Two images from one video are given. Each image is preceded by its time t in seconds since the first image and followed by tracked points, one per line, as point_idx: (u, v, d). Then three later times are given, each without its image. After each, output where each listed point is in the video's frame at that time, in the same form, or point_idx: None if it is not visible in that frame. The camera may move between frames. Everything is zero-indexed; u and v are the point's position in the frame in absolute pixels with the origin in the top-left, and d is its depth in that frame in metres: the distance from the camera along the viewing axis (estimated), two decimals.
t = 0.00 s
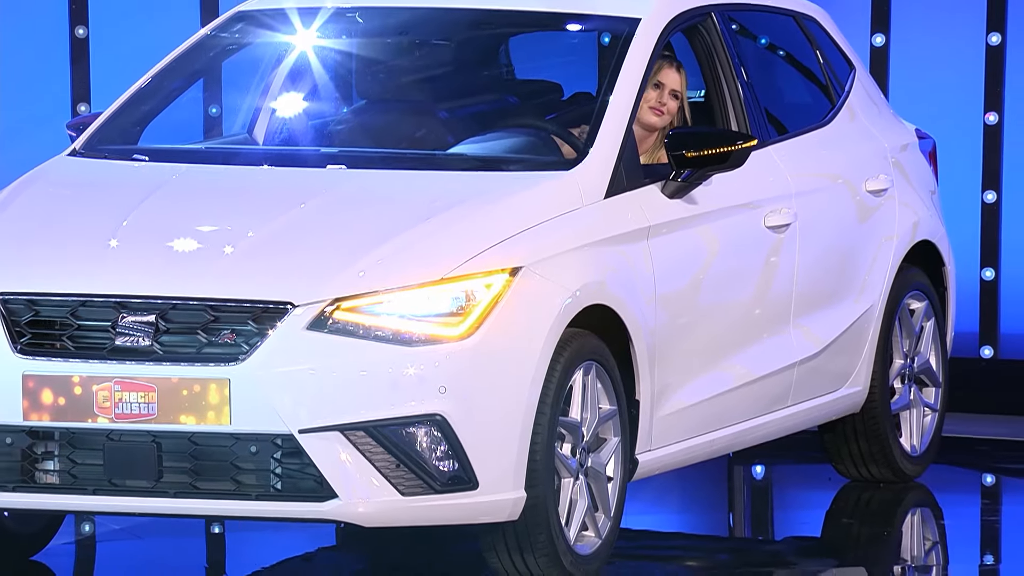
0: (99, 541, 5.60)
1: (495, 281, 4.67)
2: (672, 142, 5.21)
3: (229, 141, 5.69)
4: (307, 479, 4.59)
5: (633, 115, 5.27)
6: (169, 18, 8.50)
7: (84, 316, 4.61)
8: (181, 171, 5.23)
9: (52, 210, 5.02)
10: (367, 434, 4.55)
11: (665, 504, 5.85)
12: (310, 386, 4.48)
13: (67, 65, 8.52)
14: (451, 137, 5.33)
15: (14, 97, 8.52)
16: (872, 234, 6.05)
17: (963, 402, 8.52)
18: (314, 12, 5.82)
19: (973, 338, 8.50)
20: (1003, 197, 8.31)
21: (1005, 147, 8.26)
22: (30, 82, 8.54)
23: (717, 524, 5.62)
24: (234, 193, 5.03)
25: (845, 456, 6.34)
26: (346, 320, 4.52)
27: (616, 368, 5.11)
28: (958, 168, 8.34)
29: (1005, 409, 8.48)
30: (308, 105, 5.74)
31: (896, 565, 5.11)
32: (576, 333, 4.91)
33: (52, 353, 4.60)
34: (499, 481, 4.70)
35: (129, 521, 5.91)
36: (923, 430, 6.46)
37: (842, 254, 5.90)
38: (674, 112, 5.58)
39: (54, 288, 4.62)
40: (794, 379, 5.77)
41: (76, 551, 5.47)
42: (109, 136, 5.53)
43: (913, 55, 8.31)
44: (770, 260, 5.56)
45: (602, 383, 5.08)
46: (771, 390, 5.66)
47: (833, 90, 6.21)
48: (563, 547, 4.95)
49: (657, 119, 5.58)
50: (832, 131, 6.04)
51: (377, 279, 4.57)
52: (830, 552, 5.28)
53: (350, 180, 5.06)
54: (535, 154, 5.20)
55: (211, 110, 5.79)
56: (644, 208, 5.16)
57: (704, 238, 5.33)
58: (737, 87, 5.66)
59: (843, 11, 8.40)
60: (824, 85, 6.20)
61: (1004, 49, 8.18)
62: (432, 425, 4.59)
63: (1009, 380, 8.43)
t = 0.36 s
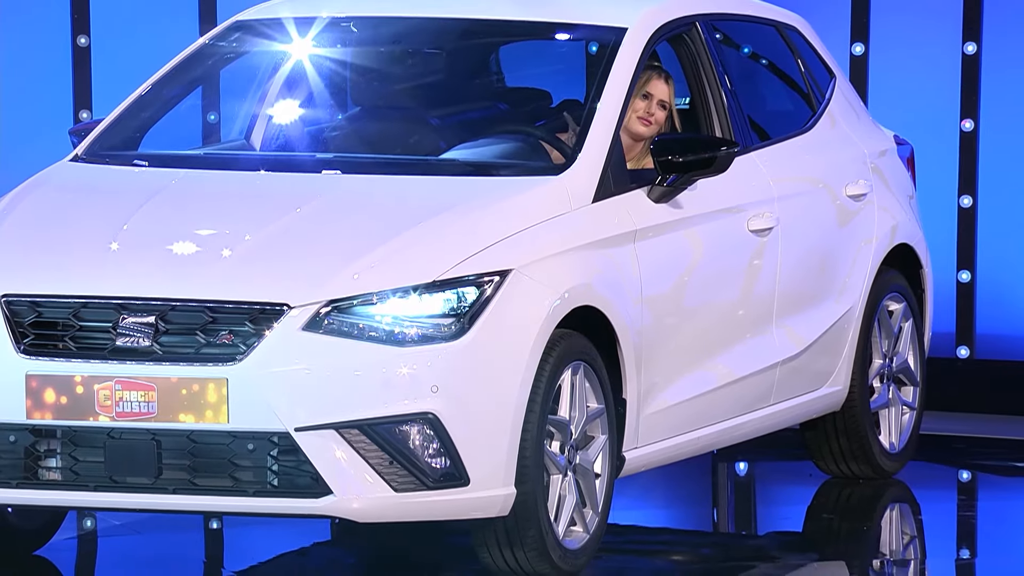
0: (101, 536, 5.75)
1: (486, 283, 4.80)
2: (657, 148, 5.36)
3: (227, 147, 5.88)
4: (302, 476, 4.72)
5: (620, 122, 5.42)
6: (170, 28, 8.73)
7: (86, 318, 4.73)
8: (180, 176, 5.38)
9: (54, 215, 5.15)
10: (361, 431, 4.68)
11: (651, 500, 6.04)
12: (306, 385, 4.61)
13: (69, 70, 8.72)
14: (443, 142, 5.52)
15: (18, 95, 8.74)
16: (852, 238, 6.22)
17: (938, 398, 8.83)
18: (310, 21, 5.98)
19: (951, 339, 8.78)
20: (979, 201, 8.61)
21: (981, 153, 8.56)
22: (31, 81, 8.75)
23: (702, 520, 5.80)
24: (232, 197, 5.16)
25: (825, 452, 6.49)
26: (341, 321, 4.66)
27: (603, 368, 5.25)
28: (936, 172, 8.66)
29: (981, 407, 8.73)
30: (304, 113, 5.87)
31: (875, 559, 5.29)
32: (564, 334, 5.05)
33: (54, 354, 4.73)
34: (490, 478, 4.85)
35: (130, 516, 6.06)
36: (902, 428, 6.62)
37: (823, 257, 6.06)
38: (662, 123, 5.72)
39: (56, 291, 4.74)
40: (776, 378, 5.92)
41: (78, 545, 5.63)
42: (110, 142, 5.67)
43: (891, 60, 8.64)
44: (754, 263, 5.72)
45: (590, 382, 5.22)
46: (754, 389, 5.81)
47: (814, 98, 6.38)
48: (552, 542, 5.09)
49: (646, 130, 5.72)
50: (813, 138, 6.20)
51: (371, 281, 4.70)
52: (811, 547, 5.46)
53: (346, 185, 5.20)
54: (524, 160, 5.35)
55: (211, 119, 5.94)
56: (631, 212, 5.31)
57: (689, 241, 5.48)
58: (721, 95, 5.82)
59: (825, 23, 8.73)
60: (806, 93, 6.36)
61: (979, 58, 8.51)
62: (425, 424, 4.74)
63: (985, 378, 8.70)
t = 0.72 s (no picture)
0: (108, 531, 5.92)
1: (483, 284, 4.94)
2: (649, 153, 5.51)
3: (231, 153, 6.00)
4: (304, 472, 4.83)
5: (612, 128, 5.58)
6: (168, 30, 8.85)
7: (94, 319, 4.86)
8: (186, 181, 5.52)
9: (63, 218, 5.28)
10: (361, 429, 4.80)
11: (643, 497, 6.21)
12: (307, 384, 4.73)
13: (78, 80, 8.85)
14: (441, 149, 5.66)
15: (26, 100, 8.86)
16: (839, 241, 6.39)
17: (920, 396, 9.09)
18: (311, 31, 6.15)
19: (934, 339, 9.01)
20: (961, 205, 8.84)
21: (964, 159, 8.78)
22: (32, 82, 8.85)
23: (693, 515, 5.97)
24: (236, 201, 5.30)
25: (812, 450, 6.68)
26: (342, 322, 4.77)
27: (597, 367, 5.40)
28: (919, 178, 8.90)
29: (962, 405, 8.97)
30: (306, 118, 5.97)
31: (861, 553, 5.46)
32: (559, 334, 5.20)
33: (63, 353, 4.85)
34: (487, 475, 4.98)
35: (136, 512, 6.23)
36: (887, 426, 6.78)
37: (811, 260, 6.23)
38: (656, 129, 5.88)
39: (65, 292, 4.87)
40: (764, 378, 6.08)
41: (86, 540, 5.79)
42: (118, 148, 5.83)
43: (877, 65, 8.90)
44: (743, 266, 5.88)
45: (584, 381, 5.36)
46: (743, 388, 5.97)
47: (802, 105, 6.55)
48: (547, 537, 5.23)
49: (639, 135, 5.89)
50: (800, 144, 6.37)
51: (372, 283, 4.82)
52: (799, 541, 5.63)
53: (346, 190, 5.34)
54: (520, 165, 5.50)
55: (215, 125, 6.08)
56: (624, 216, 5.46)
57: (680, 244, 5.63)
58: (711, 103, 5.99)
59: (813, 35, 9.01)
60: (793, 100, 6.53)
61: (962, 66, 8.71)
62: (423, 422, 4.86)
63: (967, 377, 8.93)
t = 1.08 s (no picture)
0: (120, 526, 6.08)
1: (485, 286, 5.06)
2: (646, 158, 5.66)
3: (238, 157, 6.20)
4: (309, 468, 4.95)
5: (610, 134, 5.73)
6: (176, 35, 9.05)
7: (105, 319, 5.00)
8: (194, 185, 5.67)
9: (75, 222, 5.43)
10: (366, 427, 4.93)
11: (639, 494, 6.38)
12: (312, 383, 4.85)
13: (90, 89, 8.94)
14: (444, 154, 5.81)
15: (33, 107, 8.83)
16: (831, 244, 6.55)
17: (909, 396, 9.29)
18: (317, 39, 6.30)
19: (922, 339, 9.24)
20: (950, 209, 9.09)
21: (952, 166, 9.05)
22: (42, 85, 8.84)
23: (688, 511, 6.13)
24: (243, 205, 5.44)
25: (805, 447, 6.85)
26: (347, 322, 4.91)
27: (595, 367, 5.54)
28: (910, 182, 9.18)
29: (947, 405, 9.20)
30: (311, 125, 6.16)
31: (852, 548, 5.62)
32: (558, 334, 5.34)
33: (76, 353, 4.99)
34: (488, 471, 5.10)
35: (146, 507, 6.40)
36: (877, 423, 6.94)
37: (803, 262, 6.39)
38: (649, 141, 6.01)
39: (77, 294, 5.01)
40: (757, 377, 6.23)
41: (99, 535, 5.95)
42: (130, 154, 6.00)
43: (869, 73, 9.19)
44: (737, 267, 6.03)
45: (582, 380, 5.50)
46: (737, 387, 6.12)
47: (794, 111, 6.71)
48: (547, 532, 5.36)
49: (632, 147, 6.00)
50: (793, 149, 6.53)
51: (376, 284, 4.94)
52: (792, 536, 5.79)
53: (350, 194, 5.47)
54: (521, 169, 5.65)
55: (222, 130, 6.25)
56: (621, 219, 5.60)
57: (676, 247, 5.78)
58: (707, 111, 6.15)
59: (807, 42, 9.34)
60: (786, 106, 6.69)
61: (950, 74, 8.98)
62: (426, 420, 4.99)
63: (961, 376, 9.10)
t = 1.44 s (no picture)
0: (130, 520, 6.25)
1: (485, 287, 5.21)
2: (642, 163, 5.81)
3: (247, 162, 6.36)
4: (315, 465, 5.09)
5: (608, 139, 5.89)
6: (187, 43, 9.19)
7: (116, 320, 5.14)
8: (203, 189, 5.81)
9: (86, 224, 5.57)
10: (370, 425, 5.07)
11: (636, 490, 6.54)
12: (318, 382, 5.00)
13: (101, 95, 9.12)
14: (446, 158, 6.00)
15: (47, 114, 9.03)
16: (823, 246, 6.71)
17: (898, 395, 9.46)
18: (322, 47, 6.46)
19: (912, 339, 9.39)
20: (938, 213, 9.24)
21: (942, 169, 9.19)
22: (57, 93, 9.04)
23: (683, 506, 6.30)
24: (250, 207, 5.59)
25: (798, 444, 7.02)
26: (351, 323, 5.04)
27: (594, 366, 5.69)
28: (899, 187, 9.33)
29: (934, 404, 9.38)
30: (317, 130, 6.26)
31: (843, 542, 5.78)
32: (557, 334, 5.49)
33: (87, 352, 5.13)
34: (489, 468, 5.25)
35: (155, 503, 6.56)
36: (868, 421, 7.10)
37: (796, 263, 6.56)
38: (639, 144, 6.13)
39: (89, 294, 5.15)
40: (752, 377, 6.39)
41: (110, 529, 6.11)
42: (140, 159, 6.16)
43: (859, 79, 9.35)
44: (732, 269, 6.19)
45: (580, 379, 5.64)
46: (731, 385, 6.27)
47: (787, 117, 6.87)
48: (546, 527, 5.50)
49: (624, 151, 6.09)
50: (786, 154, 6.70)
51: (380, 285, 5.09)
52: (784, 531, 5.95)
53: (354, 197, 5.62)
54: (521, 173, 5.80)
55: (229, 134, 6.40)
56: (619, 222, 5.76)
57: (672, 249, 5.93)
58: (702, 117, 6.31)
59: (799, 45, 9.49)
60: (779, 112, 6.85)
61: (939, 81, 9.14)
62: (428, 418, 5.13)
63: (954, 376, 9.27)
